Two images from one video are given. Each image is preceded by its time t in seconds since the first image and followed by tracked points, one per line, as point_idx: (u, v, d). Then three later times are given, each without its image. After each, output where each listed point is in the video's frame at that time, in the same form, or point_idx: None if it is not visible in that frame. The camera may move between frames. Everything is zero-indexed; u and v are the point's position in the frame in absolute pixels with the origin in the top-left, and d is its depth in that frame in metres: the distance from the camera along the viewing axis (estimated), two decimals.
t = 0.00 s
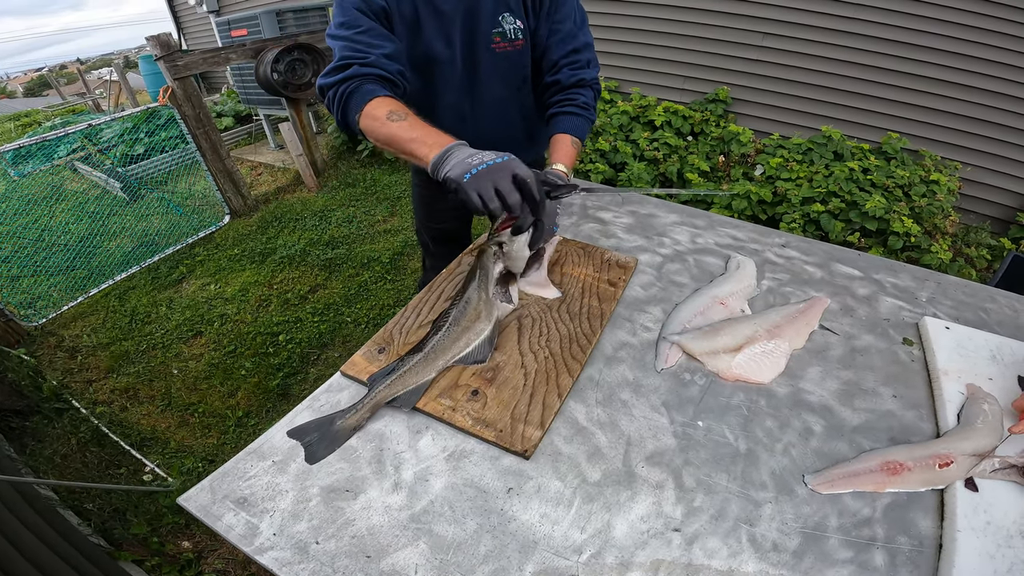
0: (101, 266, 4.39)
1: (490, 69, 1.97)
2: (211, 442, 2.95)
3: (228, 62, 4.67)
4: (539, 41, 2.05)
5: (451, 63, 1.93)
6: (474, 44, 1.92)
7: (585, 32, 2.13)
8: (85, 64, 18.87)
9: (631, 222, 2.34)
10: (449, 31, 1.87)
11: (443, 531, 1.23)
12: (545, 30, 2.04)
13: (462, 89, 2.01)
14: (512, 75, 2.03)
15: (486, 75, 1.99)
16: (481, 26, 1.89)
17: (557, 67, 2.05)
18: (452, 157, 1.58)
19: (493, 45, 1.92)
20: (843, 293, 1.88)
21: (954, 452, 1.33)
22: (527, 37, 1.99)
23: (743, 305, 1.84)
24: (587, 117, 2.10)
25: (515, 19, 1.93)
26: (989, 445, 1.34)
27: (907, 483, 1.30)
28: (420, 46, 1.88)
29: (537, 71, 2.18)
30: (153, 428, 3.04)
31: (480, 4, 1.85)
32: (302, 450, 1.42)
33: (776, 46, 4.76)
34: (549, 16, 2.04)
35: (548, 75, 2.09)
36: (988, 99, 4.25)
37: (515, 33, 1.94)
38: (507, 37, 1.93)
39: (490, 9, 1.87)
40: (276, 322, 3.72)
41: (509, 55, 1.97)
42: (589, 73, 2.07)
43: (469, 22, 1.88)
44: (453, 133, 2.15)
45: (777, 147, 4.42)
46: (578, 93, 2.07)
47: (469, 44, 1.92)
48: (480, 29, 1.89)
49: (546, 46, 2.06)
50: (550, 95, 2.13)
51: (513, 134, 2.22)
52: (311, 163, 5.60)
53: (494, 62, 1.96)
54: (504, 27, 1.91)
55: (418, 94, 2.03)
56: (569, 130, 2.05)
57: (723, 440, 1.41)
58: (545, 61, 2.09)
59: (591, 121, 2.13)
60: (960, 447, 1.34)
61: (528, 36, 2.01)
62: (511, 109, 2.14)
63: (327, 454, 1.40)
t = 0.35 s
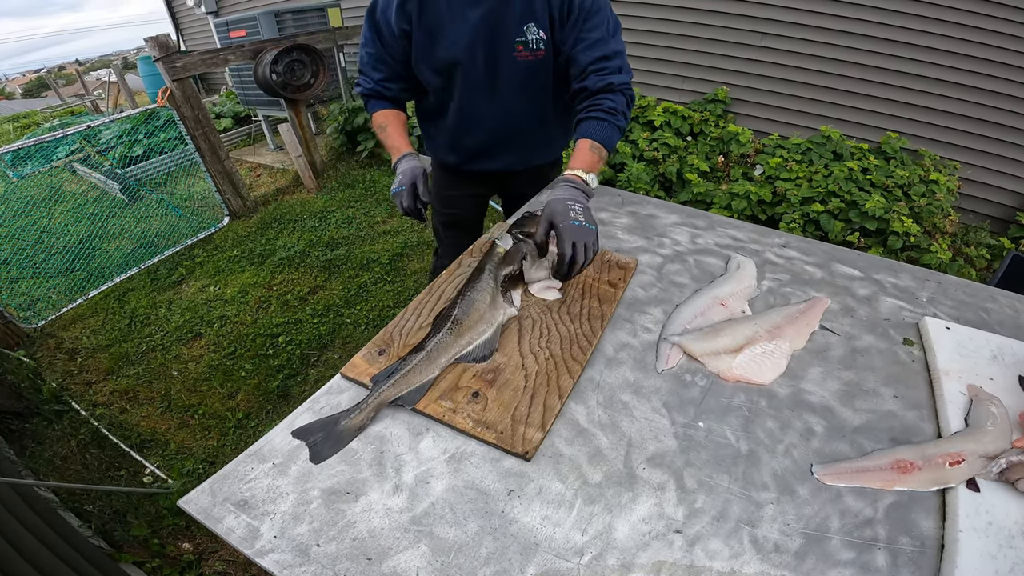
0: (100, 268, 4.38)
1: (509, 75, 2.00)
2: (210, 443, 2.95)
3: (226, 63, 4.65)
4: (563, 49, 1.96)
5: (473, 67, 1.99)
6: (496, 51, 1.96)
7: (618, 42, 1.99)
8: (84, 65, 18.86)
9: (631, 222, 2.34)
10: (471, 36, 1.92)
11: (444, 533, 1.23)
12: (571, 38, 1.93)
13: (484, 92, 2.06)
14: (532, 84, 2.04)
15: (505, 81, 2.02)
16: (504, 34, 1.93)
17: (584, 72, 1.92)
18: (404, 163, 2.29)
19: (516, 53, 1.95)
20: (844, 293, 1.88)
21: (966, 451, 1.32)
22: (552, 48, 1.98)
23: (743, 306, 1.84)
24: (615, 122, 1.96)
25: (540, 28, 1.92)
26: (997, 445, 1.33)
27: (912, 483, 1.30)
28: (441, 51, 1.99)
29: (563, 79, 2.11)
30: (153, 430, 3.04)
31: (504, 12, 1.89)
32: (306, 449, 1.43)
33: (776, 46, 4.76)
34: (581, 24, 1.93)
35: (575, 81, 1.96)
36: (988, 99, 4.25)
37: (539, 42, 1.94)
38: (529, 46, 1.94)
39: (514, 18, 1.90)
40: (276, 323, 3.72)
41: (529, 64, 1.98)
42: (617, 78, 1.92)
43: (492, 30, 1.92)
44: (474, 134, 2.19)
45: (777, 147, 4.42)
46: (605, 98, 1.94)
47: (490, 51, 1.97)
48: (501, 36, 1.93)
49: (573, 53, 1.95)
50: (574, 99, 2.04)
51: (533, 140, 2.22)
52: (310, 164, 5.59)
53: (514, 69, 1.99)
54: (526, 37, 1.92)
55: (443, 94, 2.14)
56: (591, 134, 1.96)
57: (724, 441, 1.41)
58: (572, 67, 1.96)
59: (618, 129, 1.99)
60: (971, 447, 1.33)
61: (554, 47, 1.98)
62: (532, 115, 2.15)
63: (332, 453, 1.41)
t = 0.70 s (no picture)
0: (99, 270, 4.39)
1: (476, 94, 2.00)
2: (210, 444, 2.95)
3: (225, 64, 4.64)
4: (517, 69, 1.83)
5: (446, 83, 2.02)
6: (463, 70, 1.95)
7: (574, 58, 1.71)
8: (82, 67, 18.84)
9: (630, 223, 2.35)
10: (440, 57, 1.93)
11: (444, 533, 1.23)
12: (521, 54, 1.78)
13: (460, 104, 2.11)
14: (501, 100, 2.00)
15: (473, 99, 2.02)
16: (466, 55, 1.89)
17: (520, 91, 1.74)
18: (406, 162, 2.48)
19: (480, 71, 1.92)
20: (843, 293, 1.89)
21: (968, 450, 1.33)
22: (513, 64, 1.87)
23: (742, 305, 1.84)
24: (541, 157, 1.73)
25: (497, 48, 1.83)
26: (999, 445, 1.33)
27: (913, 478, 1.31)
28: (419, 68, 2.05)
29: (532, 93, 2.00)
30: (152, 431, 3.04)
31: (463, 32, 1.83)
32: (306, 449, 1.43)
33: (774, 46, 4.76)
34: (530, 41, 1.72)
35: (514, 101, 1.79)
36: (988, 100, 4.25)
37: (498, 61, 1.86)
38: (488, 65, 1.88)
39: (472, 38, 1.84)
40: (275, 324, 3.71)
41: (494, 82, 1.93)
42: (547, 101, 1.68)
43: (455, 51, 1.89)
44: (460, 142, 2.27)
45: (776, 147, 4.43)
46: (532, 127, 1.72)
47: (458, 70, 1.96)
48: (463, 57, 1.90)
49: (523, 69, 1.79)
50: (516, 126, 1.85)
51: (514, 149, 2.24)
52: (308, 165, 5.59)
53: (479, 88, 1.97)
54: (485, 57, 1.86)
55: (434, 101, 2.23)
56: (513, 174, 1.76)
57: (724, 441, 1.41)
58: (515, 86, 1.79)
59: (549, 161, 1.74)
60: (974, 447, 1.33)
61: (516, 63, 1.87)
62: (507, 128, 2.15)
63: (332, 454, 1.41)
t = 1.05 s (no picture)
0: (99, 270, 4.37)
1: (471, 105, 2.00)
2: (210, 446, 2.94)
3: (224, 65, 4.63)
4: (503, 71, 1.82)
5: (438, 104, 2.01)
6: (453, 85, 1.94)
7: (553, 49, 1.71)
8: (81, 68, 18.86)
9: (630, 223, 2.34)
10: (427, 80, 1.92)
11: (444, 534, 1.23)
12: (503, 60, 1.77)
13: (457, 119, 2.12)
14: (494, 105, 2.01)
15: (469, 111, 2.02)
16: (452, 69, 1.88)
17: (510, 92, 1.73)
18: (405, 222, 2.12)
19: (467, 84, 1.91)
20: (843, 292, 1.89)
21: (965, 450, 1.33)
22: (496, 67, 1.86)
23: (742, 305, 1.84)
24: (536, 153, 1.71)
25: (476, 57, 1.82)
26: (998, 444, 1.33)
27: (914, 478, 1.30)
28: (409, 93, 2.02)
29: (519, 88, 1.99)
30: (152, 432, 3.03)
31: (440, 51, 1.81)
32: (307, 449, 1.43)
33: (772, 46, 4.77)
34: (506, 41, 1.72)
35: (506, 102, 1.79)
36: (987, 99, 4.25)
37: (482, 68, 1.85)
38: (472, 75, 1.87)
39: (452, 53, 1.82)
40: (275, 326, 3.71)
41: (484, 90, 1.93)
42: (537, 99, 1.67)
43: (440, 69, 1.87)
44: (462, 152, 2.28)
45: (775, 147, 4.44)
46: (526, 124, 1.71)
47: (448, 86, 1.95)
48: (449, 72, 1.89)
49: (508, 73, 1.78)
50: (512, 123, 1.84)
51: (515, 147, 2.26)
52: (307, 166, 5.59)
53: (472, 99, 1.97)
54: (469, 68, 1.85)
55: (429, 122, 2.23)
56: (506, 166, 1.73)
57: (724, 440, 1.41)
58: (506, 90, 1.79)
59: (545, 157, 1.72)
60: (970, 446, 1.33)
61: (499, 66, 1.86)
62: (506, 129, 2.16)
63: (333, 454, 1.40)
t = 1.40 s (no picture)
0: (100, 271, 4.38)
1: (464, 117, 1.99)
2: (210, 446, 2.95)
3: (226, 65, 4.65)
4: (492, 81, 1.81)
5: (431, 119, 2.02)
6: (444, 99, 1.93)
7: (542, 56, 1.67)
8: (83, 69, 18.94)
9: (630, 224, 2.35)
10: (418, 98, 1.91)
11: (445, 534, 1.23)
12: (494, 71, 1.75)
13: (452, 132, 2.12)
14: (487, 114, 2.00)
15: (462, 123, 2.02)
16: (441, 85, 1.87)
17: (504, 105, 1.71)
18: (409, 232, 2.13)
19: (459, 98, 1.91)
20: (843, 293, 1.89)
21: (965, 450, 1.33)
22: (485, 79, 1.85)
23: (742, 306, 1.84)
24: (536, 165, 1.69)
25: (466, 71, 1.80)
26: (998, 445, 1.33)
27: (915, 479, 1.31)
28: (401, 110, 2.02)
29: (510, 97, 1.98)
30: (153, 432, 3.04)
31: (428, 67, 1.80)
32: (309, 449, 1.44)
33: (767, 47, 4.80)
34: (495, 52, 1.69)
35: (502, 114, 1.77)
36: (983, 99, 4.26)
37: (471, 81, 1.84)
38: (463, 88, 1.86)
39: (440, 69, 1.80)
40: (276, 326, 3.72)
41: (476, 101, 1.92)
42: (532, 109, 1.64)
43: (430, 85, 1.86)
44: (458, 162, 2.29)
45: (775, 148, 4.45)
46: (525, 135, 1.68)
47: (440, 101, 1.94)
48: (439, 88, 1.88)
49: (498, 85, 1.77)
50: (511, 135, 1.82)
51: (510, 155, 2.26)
52: (309, 167, 5.60)
53: (465, 112, 1.97)
54: (458, 82, 1.84)
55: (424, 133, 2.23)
56: (508, 183, 1.74)
57: (724, 441, 1.41)
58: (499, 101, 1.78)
59: (545, 168, 1.69)
60: (970, 447, 1.33)
61: (488, 77, 1.84)
62: (499, 138, 2.15)
63: (335, 454, 1.41)
